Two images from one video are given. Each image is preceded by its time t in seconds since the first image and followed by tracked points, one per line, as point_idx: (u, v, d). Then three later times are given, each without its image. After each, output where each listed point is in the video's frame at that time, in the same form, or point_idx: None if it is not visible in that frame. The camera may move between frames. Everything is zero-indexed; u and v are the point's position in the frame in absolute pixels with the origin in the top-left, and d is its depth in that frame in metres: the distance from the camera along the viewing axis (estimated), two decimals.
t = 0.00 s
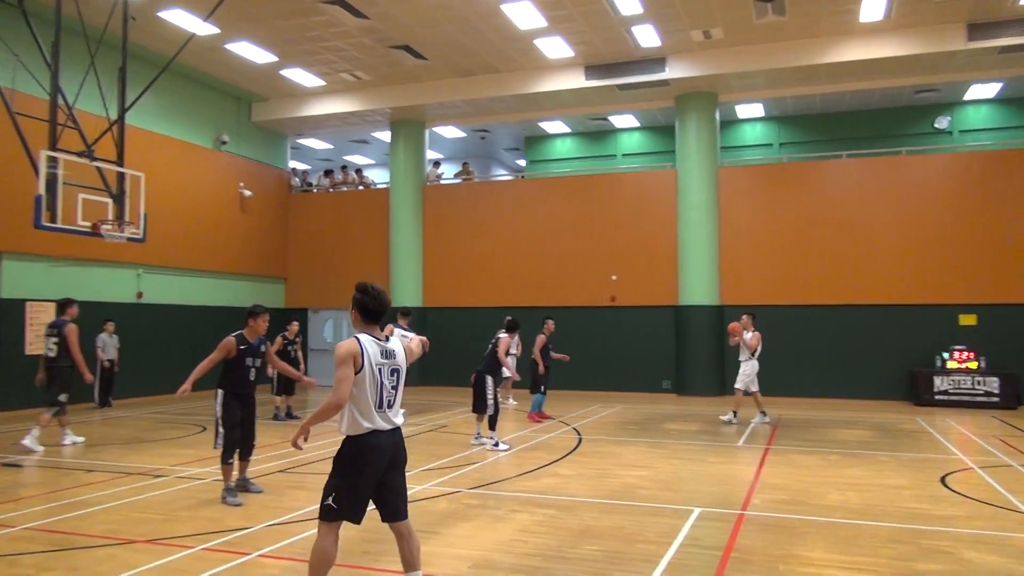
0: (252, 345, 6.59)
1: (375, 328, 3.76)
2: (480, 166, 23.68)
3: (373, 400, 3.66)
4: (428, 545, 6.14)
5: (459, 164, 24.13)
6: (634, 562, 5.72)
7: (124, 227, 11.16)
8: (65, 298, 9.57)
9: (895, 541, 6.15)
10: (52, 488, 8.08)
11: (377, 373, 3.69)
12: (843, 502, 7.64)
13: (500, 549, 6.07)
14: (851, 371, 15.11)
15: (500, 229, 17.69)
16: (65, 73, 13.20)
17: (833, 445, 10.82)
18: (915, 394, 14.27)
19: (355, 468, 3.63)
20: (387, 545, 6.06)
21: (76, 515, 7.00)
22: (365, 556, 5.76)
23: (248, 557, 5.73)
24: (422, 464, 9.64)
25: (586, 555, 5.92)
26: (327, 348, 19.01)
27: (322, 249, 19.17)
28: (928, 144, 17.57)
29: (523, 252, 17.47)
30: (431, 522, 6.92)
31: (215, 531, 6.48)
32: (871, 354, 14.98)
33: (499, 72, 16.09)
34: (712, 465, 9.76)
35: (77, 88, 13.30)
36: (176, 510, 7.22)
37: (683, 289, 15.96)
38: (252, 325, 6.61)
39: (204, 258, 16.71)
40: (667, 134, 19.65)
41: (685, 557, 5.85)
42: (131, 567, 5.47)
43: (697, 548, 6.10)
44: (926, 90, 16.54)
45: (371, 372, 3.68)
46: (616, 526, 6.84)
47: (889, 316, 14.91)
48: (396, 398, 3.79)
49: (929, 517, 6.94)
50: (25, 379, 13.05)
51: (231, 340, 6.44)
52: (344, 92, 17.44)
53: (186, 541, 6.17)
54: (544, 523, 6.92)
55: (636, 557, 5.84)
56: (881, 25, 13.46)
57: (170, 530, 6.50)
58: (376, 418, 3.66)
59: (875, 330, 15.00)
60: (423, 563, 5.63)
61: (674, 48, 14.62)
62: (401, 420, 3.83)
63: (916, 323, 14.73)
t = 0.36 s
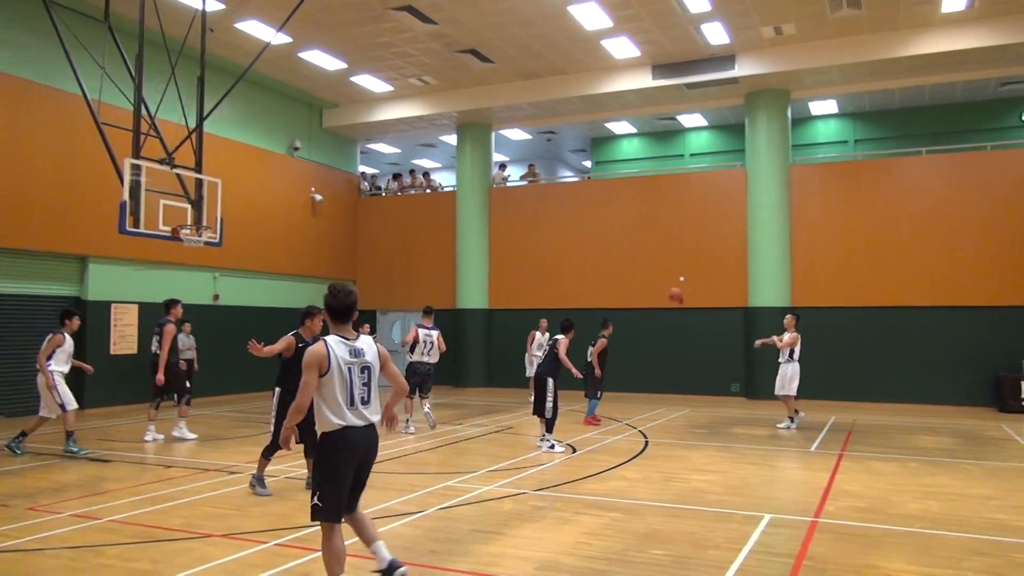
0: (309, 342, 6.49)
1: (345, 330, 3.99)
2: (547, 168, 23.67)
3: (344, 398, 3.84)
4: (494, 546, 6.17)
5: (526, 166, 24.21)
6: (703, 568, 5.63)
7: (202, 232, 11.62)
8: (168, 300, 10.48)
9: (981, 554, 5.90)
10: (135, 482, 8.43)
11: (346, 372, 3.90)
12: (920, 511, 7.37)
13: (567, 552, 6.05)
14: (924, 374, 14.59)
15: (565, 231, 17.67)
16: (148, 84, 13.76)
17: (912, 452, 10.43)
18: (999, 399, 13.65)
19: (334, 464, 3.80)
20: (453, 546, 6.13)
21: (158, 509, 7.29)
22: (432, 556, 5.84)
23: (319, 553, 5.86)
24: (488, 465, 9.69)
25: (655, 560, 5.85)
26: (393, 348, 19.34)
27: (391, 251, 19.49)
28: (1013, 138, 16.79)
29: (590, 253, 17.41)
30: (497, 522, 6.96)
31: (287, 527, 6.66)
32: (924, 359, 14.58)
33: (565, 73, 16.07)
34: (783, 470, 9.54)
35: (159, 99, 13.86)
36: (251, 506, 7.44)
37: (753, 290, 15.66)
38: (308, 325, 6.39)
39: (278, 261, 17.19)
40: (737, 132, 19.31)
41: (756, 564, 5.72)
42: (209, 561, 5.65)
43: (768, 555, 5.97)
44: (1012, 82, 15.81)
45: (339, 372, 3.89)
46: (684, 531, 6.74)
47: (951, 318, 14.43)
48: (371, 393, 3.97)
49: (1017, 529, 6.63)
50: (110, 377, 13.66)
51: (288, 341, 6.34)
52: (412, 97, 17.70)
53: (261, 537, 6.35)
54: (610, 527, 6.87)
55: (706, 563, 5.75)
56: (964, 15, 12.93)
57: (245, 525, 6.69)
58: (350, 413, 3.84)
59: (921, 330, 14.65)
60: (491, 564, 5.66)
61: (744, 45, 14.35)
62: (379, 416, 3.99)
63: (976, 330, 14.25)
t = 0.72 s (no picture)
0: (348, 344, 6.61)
1: (331, 334, 4.05)
2: (598, 168, 23.57)
3: (317, 399, 3.92)
4: (547, 547, 6.15)
5: (577, 166, 24.15)
6: (760, 573, 5.52)
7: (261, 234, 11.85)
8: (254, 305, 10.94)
9: None
10: (197, 478, 8.65)
11: (322, 374, 3.97)
12: (988, 519, 7.11)
13: (622, 554, 5.99)
14: (982, 377, 14.13)
15: (617, 231, 17.57)
16: (207, 91, 14.14)
17: (980, 457, 10.07)
18: None
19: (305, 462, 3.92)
20: (505, 546, 6.14)
21: (218, 504, 7.47)
22: (484, 555, 5.85)
23: (374, 550, 5.93)
24: (541, 465, 9.68)
25: (710, 563, 5.76)
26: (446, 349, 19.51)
27: (443, 252, 19.64)
28: None
29: (642, 253, 17.28)
30: (550, 523, 6.93)
31: (342, 524, 6.75)
32: (948, 363, 14.40)
33: (616, 73, 15.99)
34: (842, 475, 9.30)
35: (218, 104, 14.22)
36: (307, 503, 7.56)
37: (812, 290, 15.34)
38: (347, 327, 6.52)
39: (333, 262, 17.47)
40: (793, 129, 18.96)
41: (817, 570, 5.59)
42: (268, 556, 5.75)
43: (827, 561, 5.82)
44: None
45: (316, 373, 3.96)
46: (741, 535, 6.61)
47: (951, 319, 14.43)
48: (345, 399, 4.01)
49: None
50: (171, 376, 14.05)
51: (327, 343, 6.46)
52: (463, 99, 17.83)
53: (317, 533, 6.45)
54: (665, 529, 6.79)
55: (763, 567, 5.64)
56: None
57: (302, 521, 6.80)
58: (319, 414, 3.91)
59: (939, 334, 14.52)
60: (544, 565, 5.64)
61: (800, 41, 14.09)
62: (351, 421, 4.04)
63: (1006, 334, 13.99)
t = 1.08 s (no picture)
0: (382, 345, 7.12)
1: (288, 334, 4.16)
2: (627, 168, 23.48)
3: (276, 396, 4.00)
4: (576, 548, 6.13)
5: (606, 166, 24.09)
6: None
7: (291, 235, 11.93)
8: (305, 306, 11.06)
9: None
10: (229, 476, 8.75)
11: (280, 373, 4.06)
12: None
13: (651, 556, 5.95)
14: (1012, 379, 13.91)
15: (647, 231, 17.49)
16: (240, 94, 14.33)
17: (1019, 461, 9.85)
18: None
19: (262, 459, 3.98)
20: (534, 546, 6.14)
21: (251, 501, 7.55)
22: (513, 556, 5.85)
23: (403, 550, 5.96)
24: (569, 466, 9.65)
25: (740, 566, 5.70)
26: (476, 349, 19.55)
27: (472, 253, 19.70)
28: None
29: (671, 254, 17.18)
30: (578, 524, 6.91)
31: (372, 523, 6.79)
32: (949, 363, 14.43)
33: (646, 72, 15.91)
34: (876, 478, 9.15)
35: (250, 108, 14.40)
36: (337, 502, 7.62)
37: (844, 291, 15.13)
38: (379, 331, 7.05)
39: (362, 263, 17.58)
40: (826, 128, 18.73)
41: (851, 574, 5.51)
42: (298, 554, 5.80)
43: (860, 565, 5.73)
44: None
45: (274, 372, 4.06)
46: (772, 538, 6.54)
47: (955, 319, 14.43)
48: (303, 394, 4.10)
49: None
50: (204, 376, 14.25)
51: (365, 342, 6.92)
52: (492, 100, 17.87)
53: (347, 532, 6.49)
54: (695, 532, 6.73)
55: (796, 571, 5.58)
56: None
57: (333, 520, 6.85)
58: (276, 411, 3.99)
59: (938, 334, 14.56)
60: (573, 566, 5.62)
61: (833, 38, 13.91)
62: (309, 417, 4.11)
63: (1007, 335, 13.99)
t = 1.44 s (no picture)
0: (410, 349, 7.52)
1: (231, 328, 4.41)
2: (657, 168, 23.36)
3: (224, 387, 4.25)
4: (607, 549, 6.10)
5: (636, 166, 23.99)
6: None
7: (323, 236, 12.01)
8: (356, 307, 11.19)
9: None
10: (262, 475, 8.86)
11: (225, 365, 4.31)
12: None
13: (683, 559, 5.90)
14: None
15: (678, 232, 17.38)
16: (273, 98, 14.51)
17: None
18: None
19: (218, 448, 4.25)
20: (565, 547, 6.13)
21: (284, 500, 7.63)
22: (544, 557, 5.85)
23: (434, 550, 5.98)
24: (600, 467, 9.62)
25: (774, 570, 5.64)
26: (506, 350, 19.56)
27: (502, 254, 19.72)
28: None
29: (703, 254, 17.05)
30: (610, 526, 6.88)
31: (403, 523, 6.82)
32: (951, 363, 14.47)
33: (676, 71, 15.82)
34: (913, 482, 8.98)
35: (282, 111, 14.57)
36: (369, 501, 7.67)
37: (880, 291, 14.90)
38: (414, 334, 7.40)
39: (392, 264, 17.69)
40: (861, 126, 18.46)
41: None
42: (330, 552, 5.85)
43: (898, 571, 5.63)
44: None
45: (219, 365, 4.30)
46: (806, 542, 6.45)
47: (958, 319, 14.45)
48: (250, 386, 4.37)
49: None
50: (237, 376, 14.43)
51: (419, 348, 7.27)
52: (522, 100, 17.89)
53: (379, 531, 6.53)
54: (728, 534, 6.66)
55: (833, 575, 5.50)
56: None
57: (364, 520, 6.90)
58: (228, 402, 4.25)
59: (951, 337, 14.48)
60: (605, 568, 5.59)
61: (867, 35, 13.70)
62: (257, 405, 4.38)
63: (1012, 335, 14.00)
